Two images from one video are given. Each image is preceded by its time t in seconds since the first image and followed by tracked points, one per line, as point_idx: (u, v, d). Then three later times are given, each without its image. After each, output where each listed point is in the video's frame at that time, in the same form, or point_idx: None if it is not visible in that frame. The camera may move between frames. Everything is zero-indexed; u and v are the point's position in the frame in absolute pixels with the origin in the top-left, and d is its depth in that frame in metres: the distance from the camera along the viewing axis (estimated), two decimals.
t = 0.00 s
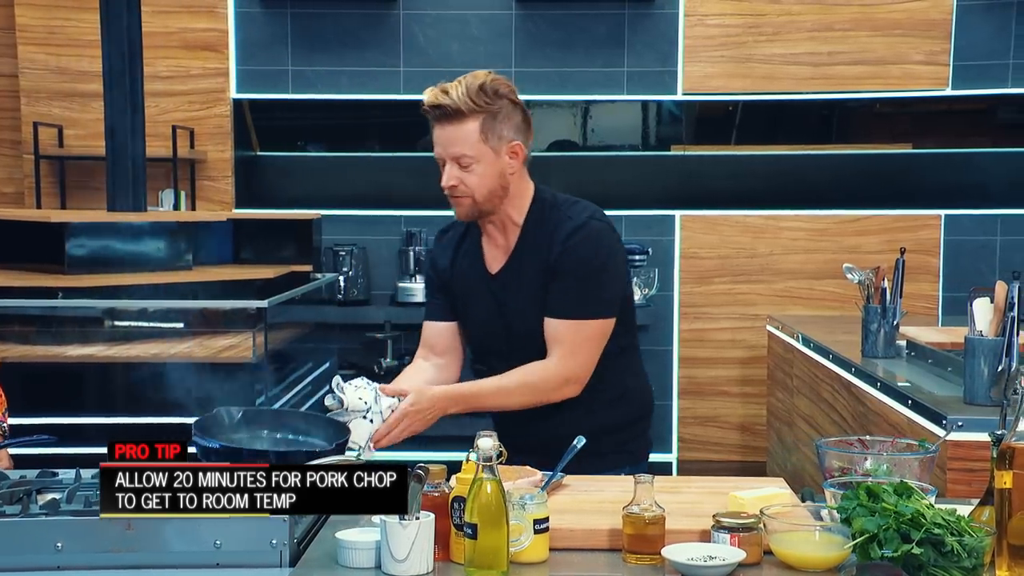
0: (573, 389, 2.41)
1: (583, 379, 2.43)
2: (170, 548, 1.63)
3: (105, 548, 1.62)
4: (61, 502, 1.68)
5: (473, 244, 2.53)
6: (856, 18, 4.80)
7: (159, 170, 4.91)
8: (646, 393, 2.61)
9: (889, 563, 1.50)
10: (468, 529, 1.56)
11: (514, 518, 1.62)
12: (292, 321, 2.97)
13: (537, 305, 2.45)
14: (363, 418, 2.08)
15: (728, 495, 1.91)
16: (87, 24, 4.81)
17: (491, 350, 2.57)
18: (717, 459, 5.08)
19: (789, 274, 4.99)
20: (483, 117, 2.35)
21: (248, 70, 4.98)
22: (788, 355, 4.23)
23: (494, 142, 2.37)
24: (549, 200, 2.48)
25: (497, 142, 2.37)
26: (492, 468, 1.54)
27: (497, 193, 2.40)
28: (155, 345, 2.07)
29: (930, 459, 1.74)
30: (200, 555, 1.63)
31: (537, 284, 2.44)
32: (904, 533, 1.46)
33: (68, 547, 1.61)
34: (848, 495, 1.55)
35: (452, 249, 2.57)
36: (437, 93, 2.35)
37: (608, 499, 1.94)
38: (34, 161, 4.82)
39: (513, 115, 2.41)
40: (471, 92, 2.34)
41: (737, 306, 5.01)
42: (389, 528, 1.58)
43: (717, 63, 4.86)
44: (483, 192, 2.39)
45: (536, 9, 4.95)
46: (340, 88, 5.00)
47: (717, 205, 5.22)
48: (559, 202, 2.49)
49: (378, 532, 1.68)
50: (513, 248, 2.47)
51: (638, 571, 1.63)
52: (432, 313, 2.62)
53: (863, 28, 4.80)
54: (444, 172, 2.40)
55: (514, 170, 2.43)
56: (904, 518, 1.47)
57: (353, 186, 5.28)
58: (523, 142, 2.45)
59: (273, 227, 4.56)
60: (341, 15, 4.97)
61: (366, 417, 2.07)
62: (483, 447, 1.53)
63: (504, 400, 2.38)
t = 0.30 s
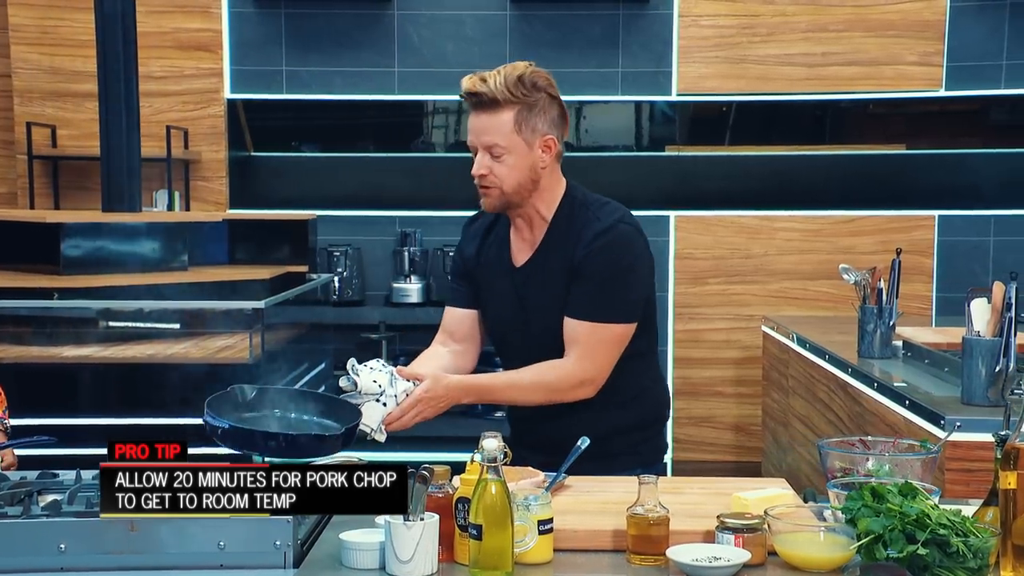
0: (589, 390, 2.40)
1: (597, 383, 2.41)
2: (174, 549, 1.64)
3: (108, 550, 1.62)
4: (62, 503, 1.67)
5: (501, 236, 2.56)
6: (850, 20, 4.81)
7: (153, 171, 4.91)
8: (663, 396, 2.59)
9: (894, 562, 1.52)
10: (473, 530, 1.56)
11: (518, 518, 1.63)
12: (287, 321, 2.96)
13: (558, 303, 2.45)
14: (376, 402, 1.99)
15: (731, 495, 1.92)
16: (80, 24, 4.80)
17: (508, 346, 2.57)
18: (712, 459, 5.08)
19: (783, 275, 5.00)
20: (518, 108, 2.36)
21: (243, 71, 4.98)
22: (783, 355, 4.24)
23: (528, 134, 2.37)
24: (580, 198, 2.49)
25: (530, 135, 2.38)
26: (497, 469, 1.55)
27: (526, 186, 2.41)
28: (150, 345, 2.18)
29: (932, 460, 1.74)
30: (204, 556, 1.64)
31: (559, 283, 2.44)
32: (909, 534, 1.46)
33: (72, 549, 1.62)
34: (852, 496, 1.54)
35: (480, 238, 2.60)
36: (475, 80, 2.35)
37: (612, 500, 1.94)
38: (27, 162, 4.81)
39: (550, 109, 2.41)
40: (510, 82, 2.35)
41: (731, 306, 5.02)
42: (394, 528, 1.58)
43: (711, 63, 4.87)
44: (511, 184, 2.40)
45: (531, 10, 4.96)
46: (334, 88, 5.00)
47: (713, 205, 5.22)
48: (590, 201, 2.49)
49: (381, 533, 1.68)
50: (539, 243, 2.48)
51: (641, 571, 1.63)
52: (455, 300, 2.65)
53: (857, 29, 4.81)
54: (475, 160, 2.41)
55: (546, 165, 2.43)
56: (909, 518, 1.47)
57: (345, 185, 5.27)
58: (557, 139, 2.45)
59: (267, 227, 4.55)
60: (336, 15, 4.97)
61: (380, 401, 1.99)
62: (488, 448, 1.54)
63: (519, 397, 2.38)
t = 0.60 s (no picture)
0: (594, 387, 2.40)
1: (602, 381, 2.41)
2: (179, 551, 1.62)
3: (113, 551, 1.61)
4: (65, 505, 1.67)
5: (507, 238, 2.56)
6: (844, 20, 4.82)
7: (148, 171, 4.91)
8: (667, 397, 2.59)
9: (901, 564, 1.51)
10: (478, 531, 1.56)
11: (525, 520, 1.62)
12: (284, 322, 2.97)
13: (565, 302, 2.45)
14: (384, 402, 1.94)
15: (735, 496, 1.92)
16: (74, 24, 4.78)
17: (513, 348, 2.57)
18: (707, 459, 5.07)
19: (778, 275, 5.00)
20: (525, 108, 2.36)
21: (237, 71, 4.97)
22: (779, 355, 4.25)
23: (535, 134, 2.37)
24: (587, 199, 2.49)
25: (538, 135, 2.38)
26: (503, 470, 1.55)
27: (534, 186, 2.40)
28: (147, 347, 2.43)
29: (935, 460, 1.74)
30: (210, 558, 1.62)
31: (565, 282, 2.45)
32: (916, 535, 1.47)
33: (78, 550, 1.60)
34: (858, 496, 1.55)
35: (485, 241, 2.60)
36: (482, 81, 2.37)
37: (618, 501, 1.94)
38: (20, 162, 4.81)
39: (557, 111, 2.42)
40: (517, 83, 2.36)
41: (726, 306, 5.02)
42: (400, 530, 1.56)
43: (706, 64, 4.88)
44: (518, 184, 2.39)
45: (525, 10, 4.96)
46: (329, 89, 5.00)
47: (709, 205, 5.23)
48: (597, 201, 2.50)
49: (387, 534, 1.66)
50: (546, 243, 2.48)
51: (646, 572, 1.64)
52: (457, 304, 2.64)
53: (852, 29, 4.81)
54: (482, 160, 2.41)
55: (552, 166, 2.42)
56: (916, 519, 1.48)
57: (339, 186, 5.24)
58: (564, 141, 2.45)
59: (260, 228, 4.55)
60: (331, 16, 4.97)
61: (387, 402, 1.94)
62: (494, 449, 1.54)
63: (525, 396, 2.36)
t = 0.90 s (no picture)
0: (597, 378, 2.39)
1: (604, 373, 2.40)
2: (181, 552, 1.61)
3: (115, 552, 1.60)
4: (65, 506, 1.67)
5: (499, 239, 2.57)
6: (837, 21, 4.83)
7: (140, 171, 4.90)
8: (662, 394, 2.58)
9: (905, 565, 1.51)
10: (483, 532, 1.56)
11: (529, 520, 1.62)
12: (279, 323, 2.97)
13: (562, 297, 2.45)
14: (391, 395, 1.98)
15: (738, 497, 1.91)
16: (66, 24, 4.77)
17: (510, 348, 2.56)
18: (700, 459, 5.08)
19: (771, 275, 5.01)
20: (511, 107, 2.36)
21: (231, 71, 4.97)
22: (773, 355, 4.26)
23: (522, 132, 2.38)
24: (578, 195, 2.50)
25: (524, 133, 2.38)
26: (507, 471, 1.56)
27: (524, 184, 2.40)
28: (142, 349, 2.49)
29: (936, 460, 1.75)
30: (213, 559, 1.61)
31: (562, 276, 2.45)
32: (921, 535, 1.47)
33: (80, 551, 1.60)
34: (863, 496, 1.55)
35: (477, 244, 2.61)
36: (467, 84, 2.37)
37: (621, 501, 1.94)
38: (12, 162, 4.79)
39: (541, 108, 2.42)
40: (501, 83, 2.37)
41: (719, 307, 5.03)
42: (404, 531, 1.57)
43: (699, 64, 4.88)
44: (508, 182, 2.39)
45: (519, 11, 4.96)
46: (323, 89, 5.00)
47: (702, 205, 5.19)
48: (589, 196, 2.51)
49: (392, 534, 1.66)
50: (539, 241, 2.48)
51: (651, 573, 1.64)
52: (451, 309, 2.64)
53: (844, 30, 4.82)
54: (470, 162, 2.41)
55: (540, 161, 2.44)
56: (921, 519, 1.48)
57: (333, 186, 5.20)
58: (549, 136, 2.46)
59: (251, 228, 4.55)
60: (324, 16, 4.96)
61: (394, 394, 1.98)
62: (499, 449, 1.56)
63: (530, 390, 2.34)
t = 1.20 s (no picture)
0: (612, 358, 2.47)
1: (620, 354, 2.49)
2: (184, 554, 1.62)
3: (118, 553, 1.61)
4: (68, 506, 1.67)
5: (482, 237, 2.64)
6: (830, 21, 4.83)
7: (133, 172, 4.89)
8: (642, 389, 2.69)
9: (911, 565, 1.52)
10: (488, 532, 1.56)
11: (534, 521, 1.63)
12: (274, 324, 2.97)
13: (561, 289, 2.54)
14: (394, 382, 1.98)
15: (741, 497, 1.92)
16: (58, 24, 4.76)
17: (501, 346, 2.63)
18: (695, 459, 5.09)
19: (765, 275, 5.02)
20: (500, 100, 2.48)
21: (225, 71, 4.96)
22: (768, 356, 4.26)
23: (510, 125, 2.50)
24: (562, 192, 2.60)
25: (512, 125, 2.50)
26: (513, 471, 1.56)
27: (511, 175, 2.51)
28: (138, 348, 2.47)
29: (938, 460, 1.75)
30: (216, 561, 1.62)
31: (559, 270, 2.53)
32: (927, 535, 1.47)
33: (84, 552, 1.60)
34: (868, 497, 1.57)
35: (461, 243, 2.68)
36: (458, 78, 2.49)
37: (624, 501, 1.94)
38: (5, 162, 4.78)
39: (528, 103, 2.55)
40: (490, 79, 2.49)
41: (713, 307, 5.03)
42: (409, 532, 1.57)
43: (692, 65, 4.88)
44: (495, 172, 2.49)
45: (512, 11, 4.96)
46: (316, 88, 4.99)
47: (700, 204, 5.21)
48: (574, 193, 2.60)
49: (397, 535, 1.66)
50: (525, 237, 2.57)
51: (656, 573, 1.64)
52: (436, 305, 2.71)
53: (838, 31, 4.83)
54: (459, 154, 2.51)
55: (527, 155, 2.55)
56: (927, 519, 1.48)
57: (328, 186, 5.21)
58: (535, 133, 2.58)
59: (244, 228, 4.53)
60: (317, 17, 4.95)
61: (397, 380, 1.98)
62: (505, 450, 1.55)
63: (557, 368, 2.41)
